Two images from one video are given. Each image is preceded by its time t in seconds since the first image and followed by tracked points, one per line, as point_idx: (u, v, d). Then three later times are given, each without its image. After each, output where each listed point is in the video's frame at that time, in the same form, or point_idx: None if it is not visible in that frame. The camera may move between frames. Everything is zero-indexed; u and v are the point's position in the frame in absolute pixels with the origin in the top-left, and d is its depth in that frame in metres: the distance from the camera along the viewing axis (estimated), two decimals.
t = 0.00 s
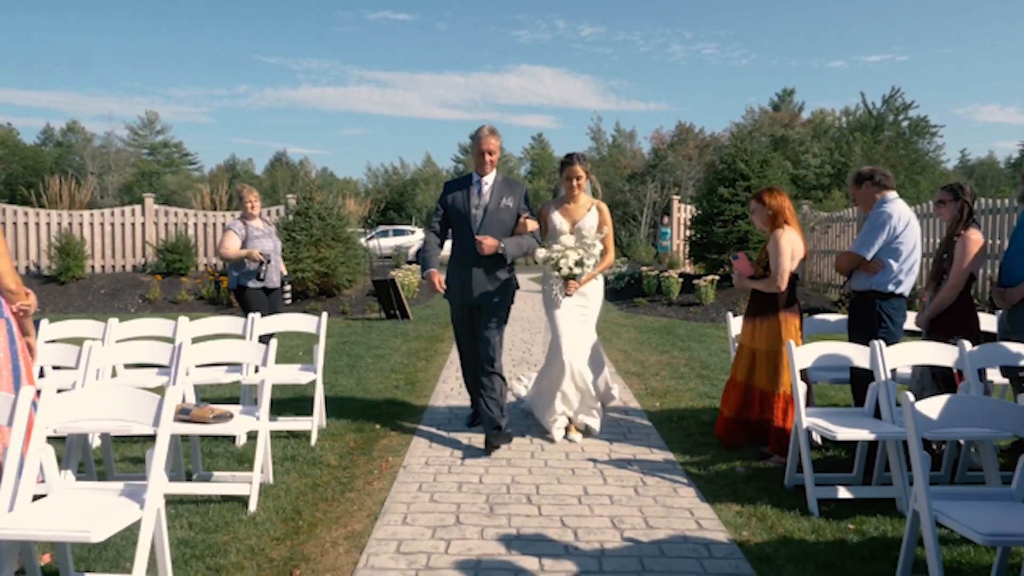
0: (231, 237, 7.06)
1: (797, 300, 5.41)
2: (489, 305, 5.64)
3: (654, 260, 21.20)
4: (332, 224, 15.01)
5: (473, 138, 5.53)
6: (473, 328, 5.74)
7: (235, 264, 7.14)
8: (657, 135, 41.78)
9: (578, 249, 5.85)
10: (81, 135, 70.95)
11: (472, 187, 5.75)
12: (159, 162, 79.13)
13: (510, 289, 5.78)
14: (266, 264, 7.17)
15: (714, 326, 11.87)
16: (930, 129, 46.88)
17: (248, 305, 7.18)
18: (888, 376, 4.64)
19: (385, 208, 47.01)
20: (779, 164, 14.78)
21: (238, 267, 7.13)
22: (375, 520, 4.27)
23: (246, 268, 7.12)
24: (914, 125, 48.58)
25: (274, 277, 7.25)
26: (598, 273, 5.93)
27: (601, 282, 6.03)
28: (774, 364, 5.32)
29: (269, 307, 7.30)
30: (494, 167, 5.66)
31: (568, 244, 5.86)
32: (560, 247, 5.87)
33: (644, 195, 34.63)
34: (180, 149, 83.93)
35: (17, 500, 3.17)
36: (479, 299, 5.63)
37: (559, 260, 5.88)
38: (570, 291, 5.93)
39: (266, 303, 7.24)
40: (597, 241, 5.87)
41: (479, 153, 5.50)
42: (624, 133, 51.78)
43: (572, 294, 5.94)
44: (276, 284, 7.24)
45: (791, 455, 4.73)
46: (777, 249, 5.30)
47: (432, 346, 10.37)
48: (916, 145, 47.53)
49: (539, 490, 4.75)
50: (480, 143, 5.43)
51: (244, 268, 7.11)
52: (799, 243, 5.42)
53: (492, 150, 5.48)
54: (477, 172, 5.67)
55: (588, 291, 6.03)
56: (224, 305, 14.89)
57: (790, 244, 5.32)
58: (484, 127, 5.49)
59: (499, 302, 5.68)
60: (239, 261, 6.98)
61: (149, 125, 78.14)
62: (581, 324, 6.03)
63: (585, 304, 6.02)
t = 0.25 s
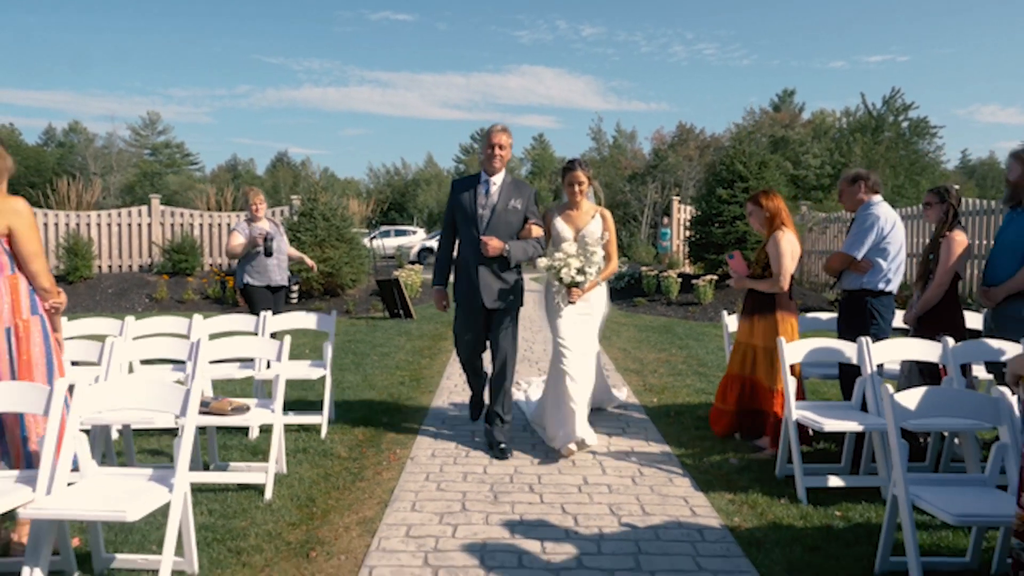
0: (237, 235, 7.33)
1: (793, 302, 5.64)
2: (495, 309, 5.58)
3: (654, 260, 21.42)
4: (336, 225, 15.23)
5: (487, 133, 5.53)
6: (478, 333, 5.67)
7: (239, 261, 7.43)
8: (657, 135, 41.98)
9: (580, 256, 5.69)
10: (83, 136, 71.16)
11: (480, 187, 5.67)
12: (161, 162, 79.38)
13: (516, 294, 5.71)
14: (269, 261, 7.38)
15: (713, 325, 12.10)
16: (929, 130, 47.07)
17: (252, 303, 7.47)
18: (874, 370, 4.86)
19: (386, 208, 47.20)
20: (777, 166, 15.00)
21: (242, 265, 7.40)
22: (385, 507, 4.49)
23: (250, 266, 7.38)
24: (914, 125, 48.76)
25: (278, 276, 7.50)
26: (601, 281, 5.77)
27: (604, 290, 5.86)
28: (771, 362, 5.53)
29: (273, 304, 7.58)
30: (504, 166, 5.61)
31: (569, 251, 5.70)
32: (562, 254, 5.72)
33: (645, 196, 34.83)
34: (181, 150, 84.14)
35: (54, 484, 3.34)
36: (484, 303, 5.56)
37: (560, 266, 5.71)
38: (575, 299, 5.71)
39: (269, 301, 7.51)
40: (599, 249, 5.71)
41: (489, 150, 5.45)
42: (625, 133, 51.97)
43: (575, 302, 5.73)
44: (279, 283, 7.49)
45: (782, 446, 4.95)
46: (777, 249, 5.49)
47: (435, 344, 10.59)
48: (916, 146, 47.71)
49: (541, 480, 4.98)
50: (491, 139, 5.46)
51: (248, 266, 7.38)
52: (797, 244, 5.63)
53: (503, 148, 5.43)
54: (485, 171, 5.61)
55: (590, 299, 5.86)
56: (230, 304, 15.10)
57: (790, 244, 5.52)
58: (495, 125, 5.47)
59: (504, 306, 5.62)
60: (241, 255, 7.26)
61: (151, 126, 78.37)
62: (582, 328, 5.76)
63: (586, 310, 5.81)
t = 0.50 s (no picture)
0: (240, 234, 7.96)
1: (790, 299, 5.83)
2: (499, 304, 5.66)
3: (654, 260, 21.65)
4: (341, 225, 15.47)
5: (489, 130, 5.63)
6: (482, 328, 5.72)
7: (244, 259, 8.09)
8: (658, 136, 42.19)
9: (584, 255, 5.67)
10: (86, 136, 71.41)
11: (484, 181, 5.78)
12: (163, 162, 79.68)
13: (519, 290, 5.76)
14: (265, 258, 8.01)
15: (712, 323, 12.33)
16: (929, 130, 47.28)
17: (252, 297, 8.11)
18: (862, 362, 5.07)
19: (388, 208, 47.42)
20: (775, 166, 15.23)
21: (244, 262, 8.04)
22: (394, 492, 4.73)
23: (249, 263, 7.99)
24: (914, 125, 48.97)
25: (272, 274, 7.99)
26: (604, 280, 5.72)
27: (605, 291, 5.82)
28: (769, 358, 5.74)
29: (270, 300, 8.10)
30: (507, 160, 5.70)
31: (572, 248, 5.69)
32: (565, 255, 5.71)
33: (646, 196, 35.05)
34: (184, 150, 84.41)
35: (88, 465, 3.56)
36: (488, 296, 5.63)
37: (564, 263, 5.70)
38: (576, 298, 5.68)
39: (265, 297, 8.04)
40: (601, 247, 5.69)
41: (491, 142, 5.53)
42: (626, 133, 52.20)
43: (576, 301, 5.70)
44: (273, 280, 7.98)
45: (774, 436, 5.18)
46: (777, 248, 5.68)
47: (439, 341, 10.83)
48: (916, 146, 47.91)
49: (543, 468, 5.21)
50: (494, 132, 5.53)
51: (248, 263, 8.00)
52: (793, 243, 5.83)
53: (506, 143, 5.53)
54: (490, 166, 5.73)
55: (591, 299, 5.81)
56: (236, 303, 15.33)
57: (789, 242, 5.71)
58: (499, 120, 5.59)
59: (507, 300, 5.68)
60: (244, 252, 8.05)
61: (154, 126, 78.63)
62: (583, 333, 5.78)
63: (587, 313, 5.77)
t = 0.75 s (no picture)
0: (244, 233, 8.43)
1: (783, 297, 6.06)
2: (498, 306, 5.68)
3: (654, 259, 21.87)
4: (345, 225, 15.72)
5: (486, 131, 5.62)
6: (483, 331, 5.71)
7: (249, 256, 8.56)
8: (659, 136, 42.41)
9: (585, 251, 5.71)
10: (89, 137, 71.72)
11: (482, 185, 5.76)
12: (166, 163, 79.93)
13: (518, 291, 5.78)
14: (261, 252, 8.35)
15: (710, 322, 12.55)
16: (930, 130, 47.46)
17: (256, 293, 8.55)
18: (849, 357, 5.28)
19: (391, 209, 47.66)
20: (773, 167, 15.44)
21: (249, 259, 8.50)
22: (400, 481, 4.96)
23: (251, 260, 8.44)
24: (915, 126, 49.16)
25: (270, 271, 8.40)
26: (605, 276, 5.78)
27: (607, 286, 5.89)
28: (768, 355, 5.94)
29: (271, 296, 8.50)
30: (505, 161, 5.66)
31: (574, 246, 5.71)
32: (568, 249, 5.71)
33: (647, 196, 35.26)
34: (187, 151, 84.74)
35: (113, 451, 3.78)
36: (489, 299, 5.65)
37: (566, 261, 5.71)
38: (576, 295, 5.79)
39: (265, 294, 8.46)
40: (604, 242, 5.78)
41: (490, 143, 5.52)
42: (628, 134, 52.42)
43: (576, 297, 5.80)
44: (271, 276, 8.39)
45: (764, 428, 5.40)
46: (775, 247, 5.87)
47: (442, 339, 11.06)
48: (917, 146, 48.09)
49: (542, 458, 5.44)
50: (491, 134, 5.52)
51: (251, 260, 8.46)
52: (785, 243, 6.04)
53: (502, 144, 5.51)
54: (487, 169, 5.71)
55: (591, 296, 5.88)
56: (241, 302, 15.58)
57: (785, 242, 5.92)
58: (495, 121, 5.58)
59: (508, 301, 5.70)
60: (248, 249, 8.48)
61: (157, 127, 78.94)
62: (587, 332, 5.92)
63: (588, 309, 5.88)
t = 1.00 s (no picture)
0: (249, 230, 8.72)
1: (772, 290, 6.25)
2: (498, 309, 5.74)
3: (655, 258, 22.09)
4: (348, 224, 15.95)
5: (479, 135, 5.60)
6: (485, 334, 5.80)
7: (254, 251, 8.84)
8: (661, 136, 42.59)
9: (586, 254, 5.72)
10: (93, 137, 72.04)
11: (479, 188, 5.79)
12: (169, 162, 80.23)
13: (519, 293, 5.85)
14: (263, 249, 8.61)
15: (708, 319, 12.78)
16: (931, 129, 47.60)
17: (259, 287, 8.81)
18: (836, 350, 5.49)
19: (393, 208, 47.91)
20: (771, 166, 15.64)
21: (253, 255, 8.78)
22: (405, 468, 5.19)
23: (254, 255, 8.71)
24: (916, 125, 49.31)
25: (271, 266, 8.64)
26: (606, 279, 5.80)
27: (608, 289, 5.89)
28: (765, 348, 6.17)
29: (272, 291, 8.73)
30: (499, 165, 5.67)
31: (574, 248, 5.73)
32: (567, 251, 5.73)
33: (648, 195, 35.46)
34: (190, 150, 85.06)
35: (136, 438, 4.01)
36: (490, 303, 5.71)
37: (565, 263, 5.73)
38: (576, 297, 5.72)
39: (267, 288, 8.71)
40: (604, 245, 5.78)
41: (483, 149, 5.51)
42: (629, 133, 52.61)
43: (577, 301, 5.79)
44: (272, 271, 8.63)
45: (754, 418, 5.62)
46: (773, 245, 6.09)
47: (444, 335, 11.30)
48: (918, 145, 48.24)
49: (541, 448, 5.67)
50: (483, 138, 5.49)
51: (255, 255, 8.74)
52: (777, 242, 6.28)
53: (495, 147, 5.52)
54: (482, 171, 5.74)
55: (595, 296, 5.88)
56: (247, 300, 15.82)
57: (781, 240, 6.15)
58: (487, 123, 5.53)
59: (509, 304, 5.78)
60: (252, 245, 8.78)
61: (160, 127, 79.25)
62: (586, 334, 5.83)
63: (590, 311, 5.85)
